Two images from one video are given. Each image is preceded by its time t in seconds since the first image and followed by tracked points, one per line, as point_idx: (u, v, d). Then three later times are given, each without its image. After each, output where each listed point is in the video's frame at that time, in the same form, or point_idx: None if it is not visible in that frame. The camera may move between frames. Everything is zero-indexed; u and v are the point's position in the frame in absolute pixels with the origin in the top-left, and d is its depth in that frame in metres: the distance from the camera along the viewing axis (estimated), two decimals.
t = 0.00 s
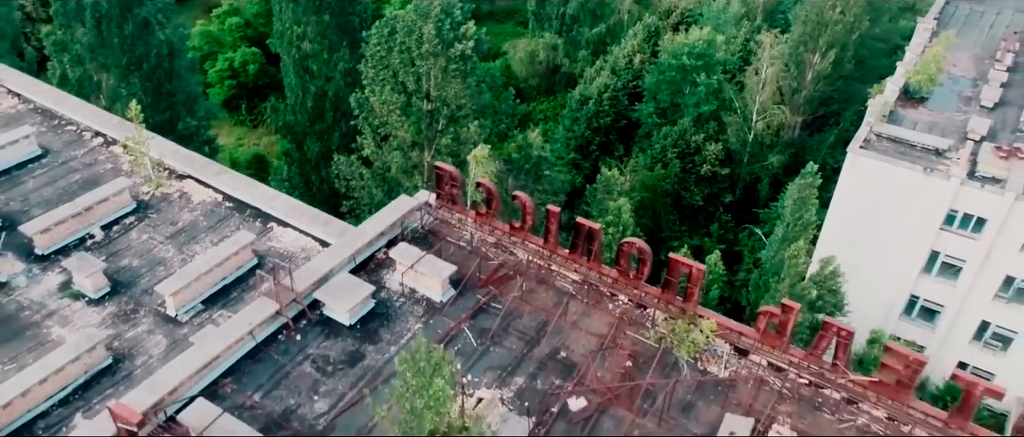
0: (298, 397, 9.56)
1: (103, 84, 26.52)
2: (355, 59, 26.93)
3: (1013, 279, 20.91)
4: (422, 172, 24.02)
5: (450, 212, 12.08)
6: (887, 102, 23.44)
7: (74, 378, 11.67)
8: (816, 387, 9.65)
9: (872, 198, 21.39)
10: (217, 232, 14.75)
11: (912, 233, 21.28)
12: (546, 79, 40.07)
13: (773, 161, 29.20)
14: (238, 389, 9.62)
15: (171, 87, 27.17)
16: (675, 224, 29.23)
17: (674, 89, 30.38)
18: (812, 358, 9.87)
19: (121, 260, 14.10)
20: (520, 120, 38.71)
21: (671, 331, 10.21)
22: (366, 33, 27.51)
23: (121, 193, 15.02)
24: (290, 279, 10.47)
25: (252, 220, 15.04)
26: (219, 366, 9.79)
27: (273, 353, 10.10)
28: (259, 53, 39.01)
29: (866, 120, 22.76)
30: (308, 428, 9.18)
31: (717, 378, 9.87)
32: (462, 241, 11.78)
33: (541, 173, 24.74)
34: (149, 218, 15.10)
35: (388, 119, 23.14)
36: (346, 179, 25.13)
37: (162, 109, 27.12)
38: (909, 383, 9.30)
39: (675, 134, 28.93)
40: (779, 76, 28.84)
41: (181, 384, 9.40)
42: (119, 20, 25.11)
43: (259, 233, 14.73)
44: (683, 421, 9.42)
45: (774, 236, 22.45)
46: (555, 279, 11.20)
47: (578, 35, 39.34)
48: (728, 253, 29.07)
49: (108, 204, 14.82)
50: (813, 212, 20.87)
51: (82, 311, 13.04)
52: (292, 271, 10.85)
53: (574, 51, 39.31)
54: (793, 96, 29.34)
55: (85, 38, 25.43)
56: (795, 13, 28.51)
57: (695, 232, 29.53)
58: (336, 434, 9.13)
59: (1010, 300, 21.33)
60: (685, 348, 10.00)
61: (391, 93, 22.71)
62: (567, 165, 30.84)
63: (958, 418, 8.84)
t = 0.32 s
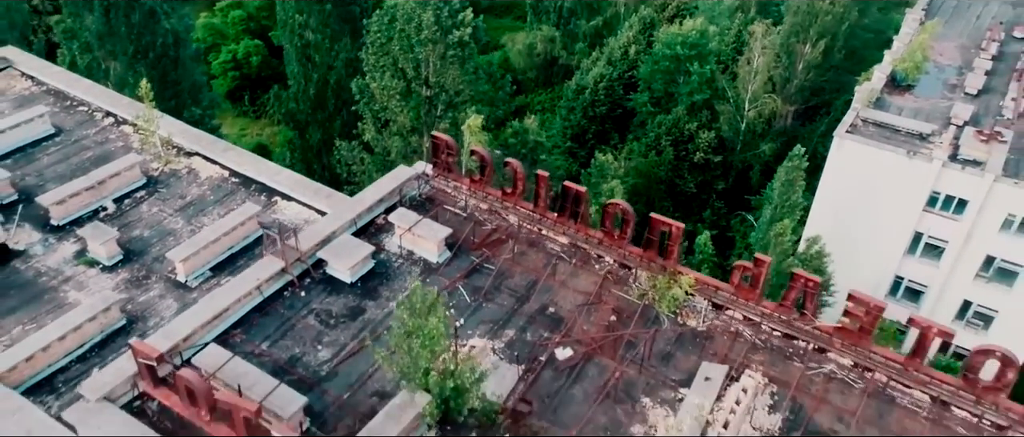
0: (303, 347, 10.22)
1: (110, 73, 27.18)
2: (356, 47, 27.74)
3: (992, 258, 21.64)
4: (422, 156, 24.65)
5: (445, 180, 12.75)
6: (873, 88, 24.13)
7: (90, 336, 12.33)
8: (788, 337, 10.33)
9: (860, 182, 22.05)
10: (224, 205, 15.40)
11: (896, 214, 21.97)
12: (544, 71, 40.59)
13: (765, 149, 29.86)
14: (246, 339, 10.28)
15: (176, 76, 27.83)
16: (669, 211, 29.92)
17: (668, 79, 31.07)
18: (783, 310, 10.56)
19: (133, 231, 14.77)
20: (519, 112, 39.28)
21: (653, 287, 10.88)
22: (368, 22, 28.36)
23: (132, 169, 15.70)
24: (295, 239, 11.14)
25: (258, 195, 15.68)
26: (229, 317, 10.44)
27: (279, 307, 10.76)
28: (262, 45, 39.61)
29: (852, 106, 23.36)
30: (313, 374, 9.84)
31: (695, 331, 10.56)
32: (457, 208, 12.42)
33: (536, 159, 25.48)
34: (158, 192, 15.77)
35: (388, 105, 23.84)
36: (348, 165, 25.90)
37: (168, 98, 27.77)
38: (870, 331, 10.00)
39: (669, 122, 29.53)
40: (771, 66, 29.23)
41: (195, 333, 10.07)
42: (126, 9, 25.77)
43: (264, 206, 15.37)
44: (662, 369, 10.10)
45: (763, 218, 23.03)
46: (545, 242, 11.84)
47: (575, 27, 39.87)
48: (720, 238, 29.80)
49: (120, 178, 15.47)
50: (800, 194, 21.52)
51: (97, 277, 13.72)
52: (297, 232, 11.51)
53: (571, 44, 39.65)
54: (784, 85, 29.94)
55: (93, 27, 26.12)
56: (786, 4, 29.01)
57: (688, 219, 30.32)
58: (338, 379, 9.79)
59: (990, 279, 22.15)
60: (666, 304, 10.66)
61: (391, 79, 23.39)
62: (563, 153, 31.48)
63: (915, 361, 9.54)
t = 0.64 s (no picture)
0: (307, 304, 10.83)
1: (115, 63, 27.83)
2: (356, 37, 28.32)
3: (974, 240, 22.30)
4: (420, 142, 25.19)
5: (441, 152, 13.37)
6: (860, 75, 24.78)
7: (104, 301, 12.95)
8: (764, 295, 10.96)
9: (845, 167, 22.74)
10: (229, 181, 16.01)
11: (878, 192, 22.68)
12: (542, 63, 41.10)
13: (758, 137, 30.37)
14: (254, 296, 10.89)
15: (180, 66, 28.46)
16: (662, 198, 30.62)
17: (662, 69, 31.66)
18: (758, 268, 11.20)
19: (142, 205, 15.39)
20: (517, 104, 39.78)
21: (637, 250, 11.52)
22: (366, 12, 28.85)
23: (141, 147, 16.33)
24: (299, 205, 11.76)
25: (261, 171, 16.28)
26: (237, 276, 11.07)
27: (284, 268, 11.37)
28: (263, 38, 40.14)
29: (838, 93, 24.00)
30: (316, 328, 10.46)
31: (677, 290, 11.19)
32: (453, 179, 13.04)
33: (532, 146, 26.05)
34: (166, 169, 16.38)
35: (387, 91, 24.37)
36: (348, 152, 26.46)
37: (172, 87, 28.40)
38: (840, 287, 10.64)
39: (663, 111, 30.07)
40: (762, 56, 29.87)
41: (205, 290, 10.70)
42: None
43: (268, 183, 15.97)
44: (645, 325, 10.71)
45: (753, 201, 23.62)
46: (536, 210, 12.46)
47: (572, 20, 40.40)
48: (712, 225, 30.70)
49: (129, 156, 16.09)
50: (788, 177, 22.11)
51: (109, 247, 14.35)
52: (301, 200, 12.14)
53: (568, 38, 40.02)
54: (777, 76, 30.49)
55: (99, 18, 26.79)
56: None
57: (681, 206, 31.06)
58: (340, 332, 10.41)
59: (972, 261, 22.84)
60: (650, 265, 11.29)
61: (390, 65, 23.96)
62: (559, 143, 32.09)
63: (880, 313, 10.17)
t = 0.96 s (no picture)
0: (310, 266, 11.43)
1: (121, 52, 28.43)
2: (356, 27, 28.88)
3: (958, 223, 22.88)
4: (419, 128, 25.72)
5: (438, 128, 13.94)
6: (849, 63, 25.38)
7: (116, 270, 13.56)
8: (745, 260, 11.53)
9: (832, 152, 23.37)
10: (234, 160, 16.59)
11: (865, 175, 23.26)
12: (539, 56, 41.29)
13: (752, 127, 30.65)
14: (260, 259, 11.50)
15: (184, 55, 29.08)
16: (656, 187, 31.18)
17: (656, 60, 32.40)
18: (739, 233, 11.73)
19: (151, 182, 15.98)
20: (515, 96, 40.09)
21: (624, 218, 12.09)
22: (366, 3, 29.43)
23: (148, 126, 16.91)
24: (302, 175, 12.34)
25: (265, 150, 16.85)
26: (244, 241, 11.66)
27: (289, 235, 11.97)
28: (264, 31, 40.63)
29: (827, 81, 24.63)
30: (320, 288, 11.06)
31: (662, 256, 11.78)
32: (450, 153, 13.61)
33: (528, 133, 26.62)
34: (173, 149, 16.97)
35: (386, 78, 24.77)
36: (348, 139, 26.97)
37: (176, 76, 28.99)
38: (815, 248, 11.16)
39: (657, 101, 30.59)
40: (756, 46, 30.19)
41: (213, 253, 11.28)
42: None
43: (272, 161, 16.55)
44: (631, 286, 11.30)
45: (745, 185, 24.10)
46: (529, 182, 13.05)
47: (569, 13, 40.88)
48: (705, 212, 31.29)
49: (138, 135, 16.68)
50: (777, 162, 22.69)
51: (119, 221, 14.93)
52: (305, 171, 12.74)
53: (567, 32, 39.36)
54: (770, 66, 31.12)
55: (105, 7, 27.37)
56: None
57: (676, 195, 31.61)
58: (342, 292, 11.00)
59: (956, 244, 23.47)
60: (636, 232, 11.87)
61: (389, 53, 24.54)
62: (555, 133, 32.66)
63: (851, 272, 10.68)
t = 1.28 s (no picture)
0: (314, 231, 12.04)
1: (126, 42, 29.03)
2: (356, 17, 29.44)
3: (943, 206, 23.45)
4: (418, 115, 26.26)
5: (437, 105, 14.55)
6: (838, 51, 25.99)
7: (128, 240, 14.18)
8: (727, 226, 12.14)
9: (822, 136, 23.97)
10: (239, 138, 17.19)
11: (853, 158, 23.87)
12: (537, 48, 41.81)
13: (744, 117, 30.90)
14: (266, 225, 12.12)
15: (189, 45, 29.70)
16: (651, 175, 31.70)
17: (651, 50, 32.96)
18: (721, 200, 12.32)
19: (160, 159, 16.59)
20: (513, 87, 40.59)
21: (613, 187, 12.69)
22: None
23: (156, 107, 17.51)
24: (306, 147, 12.95)
25: (269, 130, 17.43)
26: (251, 208, 12.30)
27: (293, 203, 12.59)
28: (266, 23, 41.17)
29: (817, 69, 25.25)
30: (323, 250, 11.67)
31: (648, 222, 12.39)
32: (448, 128, 14.25)
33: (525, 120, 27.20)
34: (181, 128, 17.58)
35: (386, 65, 25.30)
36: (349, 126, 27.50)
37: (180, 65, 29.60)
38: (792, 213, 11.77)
39: (652, 90, 31.01)
40: (748, 35, 30.59)
41: (222, 217, 11.92)
42: None
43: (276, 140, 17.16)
44: (618, 249, 11.90)
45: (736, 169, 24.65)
46: (523, 156, 13.66)
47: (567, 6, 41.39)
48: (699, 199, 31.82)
49: (146, 115, 17.27)
50: (766, 146, 23.28)
51: (130, 195, 15.52)
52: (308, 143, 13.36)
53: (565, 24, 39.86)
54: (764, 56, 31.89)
55: None
56: None
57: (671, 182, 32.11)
58: (344, 255, 11.61)
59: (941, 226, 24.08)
60: (624, 200, 12.44)
61: (389, 41, 25.13)
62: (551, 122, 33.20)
63: (825, 233, 11.23)
